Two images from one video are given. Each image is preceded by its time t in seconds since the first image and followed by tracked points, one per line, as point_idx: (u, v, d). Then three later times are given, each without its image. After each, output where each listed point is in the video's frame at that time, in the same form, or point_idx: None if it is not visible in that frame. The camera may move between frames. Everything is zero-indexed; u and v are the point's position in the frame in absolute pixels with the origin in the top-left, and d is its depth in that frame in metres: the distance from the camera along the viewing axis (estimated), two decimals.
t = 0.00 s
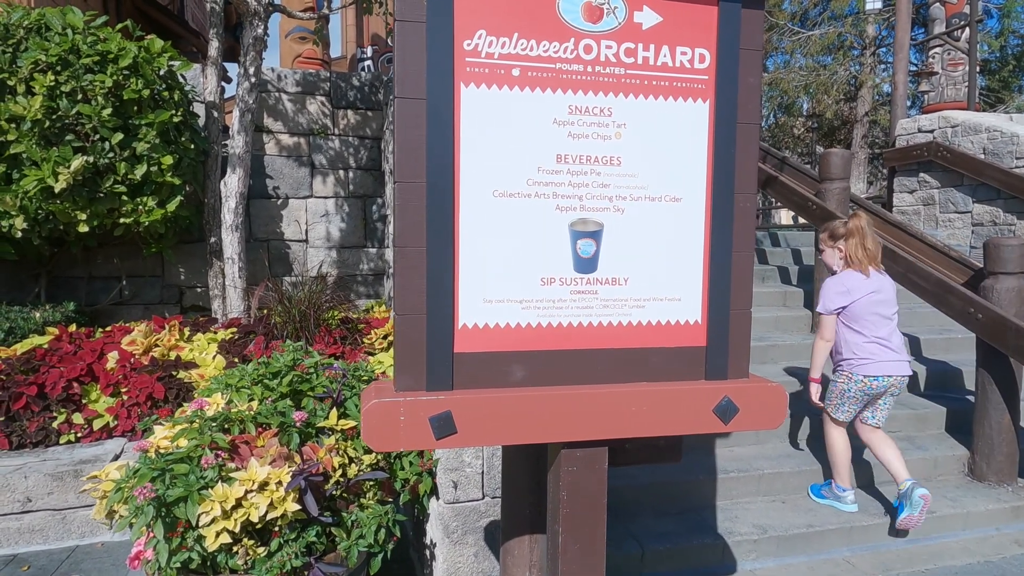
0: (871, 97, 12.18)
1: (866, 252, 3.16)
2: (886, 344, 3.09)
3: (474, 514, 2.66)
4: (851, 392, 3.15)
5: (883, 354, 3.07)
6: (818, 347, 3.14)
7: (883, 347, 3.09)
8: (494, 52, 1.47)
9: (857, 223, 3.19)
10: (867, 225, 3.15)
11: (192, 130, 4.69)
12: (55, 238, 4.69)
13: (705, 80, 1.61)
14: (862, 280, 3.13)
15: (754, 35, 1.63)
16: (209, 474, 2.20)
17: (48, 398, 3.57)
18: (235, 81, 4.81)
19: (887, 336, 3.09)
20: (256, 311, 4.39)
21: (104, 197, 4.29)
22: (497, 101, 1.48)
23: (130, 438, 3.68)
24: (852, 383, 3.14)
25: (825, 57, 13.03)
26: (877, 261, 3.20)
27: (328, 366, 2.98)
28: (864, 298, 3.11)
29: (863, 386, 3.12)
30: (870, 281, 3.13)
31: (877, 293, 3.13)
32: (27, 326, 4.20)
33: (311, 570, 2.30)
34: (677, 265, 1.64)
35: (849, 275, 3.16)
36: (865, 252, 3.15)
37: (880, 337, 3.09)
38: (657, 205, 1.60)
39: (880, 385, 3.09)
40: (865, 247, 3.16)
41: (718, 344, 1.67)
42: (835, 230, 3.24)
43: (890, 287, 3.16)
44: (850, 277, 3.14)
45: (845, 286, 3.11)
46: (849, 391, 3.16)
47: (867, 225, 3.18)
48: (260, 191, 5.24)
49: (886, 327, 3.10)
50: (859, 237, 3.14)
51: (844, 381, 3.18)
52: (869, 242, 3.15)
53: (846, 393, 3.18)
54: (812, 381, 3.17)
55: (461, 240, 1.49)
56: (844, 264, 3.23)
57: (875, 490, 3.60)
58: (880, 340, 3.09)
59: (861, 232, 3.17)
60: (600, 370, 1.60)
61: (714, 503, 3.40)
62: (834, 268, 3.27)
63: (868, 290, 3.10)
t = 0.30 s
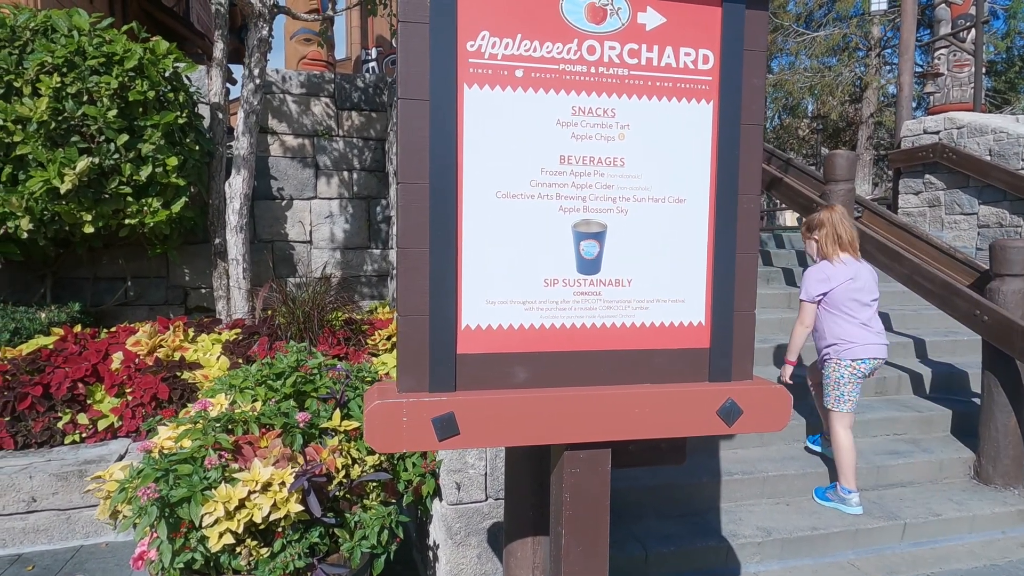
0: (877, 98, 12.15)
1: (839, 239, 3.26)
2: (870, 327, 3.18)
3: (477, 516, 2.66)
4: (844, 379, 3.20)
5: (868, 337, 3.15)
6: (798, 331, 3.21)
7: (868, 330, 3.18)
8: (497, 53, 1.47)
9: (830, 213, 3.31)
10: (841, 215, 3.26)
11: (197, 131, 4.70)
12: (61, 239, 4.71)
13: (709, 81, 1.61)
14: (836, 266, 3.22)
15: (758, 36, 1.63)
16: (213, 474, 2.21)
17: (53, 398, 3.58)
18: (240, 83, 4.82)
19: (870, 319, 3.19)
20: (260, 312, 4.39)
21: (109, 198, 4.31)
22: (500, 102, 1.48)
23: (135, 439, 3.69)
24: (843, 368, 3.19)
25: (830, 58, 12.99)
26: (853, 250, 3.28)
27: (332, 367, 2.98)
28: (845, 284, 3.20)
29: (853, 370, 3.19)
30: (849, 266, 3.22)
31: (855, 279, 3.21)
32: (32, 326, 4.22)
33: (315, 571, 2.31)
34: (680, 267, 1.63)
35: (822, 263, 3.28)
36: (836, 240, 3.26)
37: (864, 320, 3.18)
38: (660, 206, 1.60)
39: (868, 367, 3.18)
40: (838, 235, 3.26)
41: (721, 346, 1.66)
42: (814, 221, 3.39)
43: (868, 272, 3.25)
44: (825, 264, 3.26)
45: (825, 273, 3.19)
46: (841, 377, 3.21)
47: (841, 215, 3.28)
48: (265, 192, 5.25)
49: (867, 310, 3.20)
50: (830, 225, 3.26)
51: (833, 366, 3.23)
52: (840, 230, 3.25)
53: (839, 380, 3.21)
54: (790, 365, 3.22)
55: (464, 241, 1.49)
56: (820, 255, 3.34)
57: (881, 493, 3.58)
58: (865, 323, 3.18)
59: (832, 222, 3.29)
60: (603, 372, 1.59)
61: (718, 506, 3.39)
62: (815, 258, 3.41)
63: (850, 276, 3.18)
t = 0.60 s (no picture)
0: (881, 99, 12.12)
1: (828, 221, 3.45)
2: (847, 309, 3.34)
3: (480, 517, 2.65)
4: (812, 353, 3.40)
5: (841, 317, 3.31)
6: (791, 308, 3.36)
7: (845, 311, 3.34)
8: (501, 54, 1.47)
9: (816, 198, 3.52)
10: (828, 199, 3.46)
11: (201, 133, 4.71)
12: (66, 240, 4.72)
13: (713, 82, 1.60)
14: (826, 247, 3.39)
15: (762, 37, 1.62)
16: (216, 475, 2.21)
17: (58, 399, 3.58)
18: (244, 84, 4.83)
19: (847, 302, 3.35)
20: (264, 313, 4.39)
21: (114, 199, 4.32)
22: (504, 103, 1.48)
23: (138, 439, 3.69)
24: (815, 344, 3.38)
25: (834, 59, 12.96)
26: (842, 233, 3.46)
27: (335, 368, 2.97)
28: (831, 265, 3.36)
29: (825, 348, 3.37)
30: (837, 248, 3.39)
31: (843, 261, 3.37)
32: (37, 327, 4.24)
33: (318, 572, 2.31)
34: (685, 268, 1.63)
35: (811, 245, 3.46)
36: (824, 223, 3.45)
37: (843, 301, 3.34)
38: (664, 207, 1.60)
39: (838, 347, 3.35)
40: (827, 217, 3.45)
41: (725, 347, 1.65)
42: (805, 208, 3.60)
43: (858, 256, 3.38)
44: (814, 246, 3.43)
45: (812, 253, 3.36)
46: (812, 353, 3.40)
47: (828, 199, 3.49)
48: (268, 193, 5.26)
49: (847, 293, 3.35)
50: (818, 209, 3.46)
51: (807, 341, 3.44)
52: (828, 214, 3.45)
53: (808, 355, 3.42)
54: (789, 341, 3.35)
55: (468, 243, 1.49)
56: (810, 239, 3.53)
57: (885, 495, 3.57)
58: (841, 305, 3.34)
59: (820, 205, 3.49)
60: (607, 374, 1.59)
61: (722, 507, 3.38)
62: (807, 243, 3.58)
63: (836, 257, 3.34)
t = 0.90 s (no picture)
0: (882, 101, 12.12)
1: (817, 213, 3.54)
2: (831, 300, 3.45)
3: (482, 519, 2.66)
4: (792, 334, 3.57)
5: (823, 308, 3.44)
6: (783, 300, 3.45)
7: (828, 302, 3.45)
8: (503, 58, 1.47)
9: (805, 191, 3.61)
10: (815, 192, 3.56)
11: (203, 135, 4.71)
12: (68, 242, 4.73)
13: (715, 85, 1.61)
14: (816, 239, 3.48)
15: (764, 40, 1.63)
16: (219, 477, 2.22)
17: (60, 401, 3.59)
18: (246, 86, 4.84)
19: (832, 293, 3.46)
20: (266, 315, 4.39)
21: (116, 201, 4.33)
22: (506, 106, 1.48)
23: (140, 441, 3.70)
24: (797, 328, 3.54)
25: (835, 61, 12.96)
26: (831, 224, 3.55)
27: (337, 370, 2.98)
28: (823, 256, 3.45)
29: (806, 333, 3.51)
30: (827, 240, 3.47)
31: (834, 253, 3.47)
32: (39, 329, 4.24)
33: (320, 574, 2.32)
34: (686, 271, 1.63)
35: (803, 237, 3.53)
36: (814, 215, 3.53)
37: (828, 292, 3.45)
38: (666, 210, 1.60)
39: (817, 334, 3.48)
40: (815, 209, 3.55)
41: (727, 351, 1.65)
42: (793, 201, 3.68)
43: (847, 250, 3.49)
44: (805, 237, 3.52)
45: (805, 245, 3.45)
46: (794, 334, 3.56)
47: (815, 191, 3.59)
48: (270, 195, 5.27)
49: (834, 284, 3.46)
50: (806, 201, 3.56)
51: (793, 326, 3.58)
52: (817, 205, 3.54)
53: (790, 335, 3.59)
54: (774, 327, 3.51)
55: (470, 245, 1.49)
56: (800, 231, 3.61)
57: (887, 497, 3.57)
58: (825, 295, 3.46)
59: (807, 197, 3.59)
60: (609, 377, 1.59)
61: (724, 510, 3.38)
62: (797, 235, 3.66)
63: (827, 248, 3.44)
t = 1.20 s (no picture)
0: (881, 102, 12.13)
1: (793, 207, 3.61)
2: (810, 287, 3.53)
3: (482, 520, 2.66)
4: (775, 323, 3.57)
5: (804, 294, 3.50)
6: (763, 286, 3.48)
7: (807, 288, 3.52)
8: (504, 60, 1.48)
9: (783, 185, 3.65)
10: (791, 185, 3.61)
11: (203, 136, 4.72)
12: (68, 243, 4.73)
13: (715, 87, 1.61)
14: (794, 233, 3.54)
15: (764, 42, 1.63)
16: (219, 478, 2.22)
17: (60, 402, 3.59)
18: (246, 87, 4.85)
19: (810, 280, 3.53)
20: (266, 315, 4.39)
21: (117, 202, 4.33)
22: (506, 108, 1.49)
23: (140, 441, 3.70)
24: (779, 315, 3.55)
25: (835, 62, 12.98)
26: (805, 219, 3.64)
27: (337, 371, 2.98)
28: (800, 249, 3.50)
29: (788, 319, 3.53)
30: (803, 233, 3.55)
31: (809, 244, 3.54)
32: (39, 330, 4.24)
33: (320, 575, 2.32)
34: (685, 272, 1.63)
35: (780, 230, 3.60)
36: (791, 210, 3.61)
37: (806, 280, 3.53)
38: (666, 211, 1.60)
39: (800, 319, 3.51)
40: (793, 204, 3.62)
41: (726, 352, 1.66)
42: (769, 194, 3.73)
43: (821, 240, 3.57)
44: (783, 230, 3.57)
45: (784, 238, 3.51)
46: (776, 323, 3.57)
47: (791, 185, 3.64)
48: (270, 196, 5.27)
49: (811, 272, 3.54)
50: (784, 196, 3.61)
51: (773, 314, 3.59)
52: (793, 201, 3.61)
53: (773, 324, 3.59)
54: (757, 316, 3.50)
55: (471, 246, 1.50)
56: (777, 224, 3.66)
57: (887, 498, 3.57)
58: (805, 283, 3.52)
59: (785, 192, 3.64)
60: (609, 377, 1.60)
61: (723, 510, 3.38)
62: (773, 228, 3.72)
63: (804, 241, 3.50)
